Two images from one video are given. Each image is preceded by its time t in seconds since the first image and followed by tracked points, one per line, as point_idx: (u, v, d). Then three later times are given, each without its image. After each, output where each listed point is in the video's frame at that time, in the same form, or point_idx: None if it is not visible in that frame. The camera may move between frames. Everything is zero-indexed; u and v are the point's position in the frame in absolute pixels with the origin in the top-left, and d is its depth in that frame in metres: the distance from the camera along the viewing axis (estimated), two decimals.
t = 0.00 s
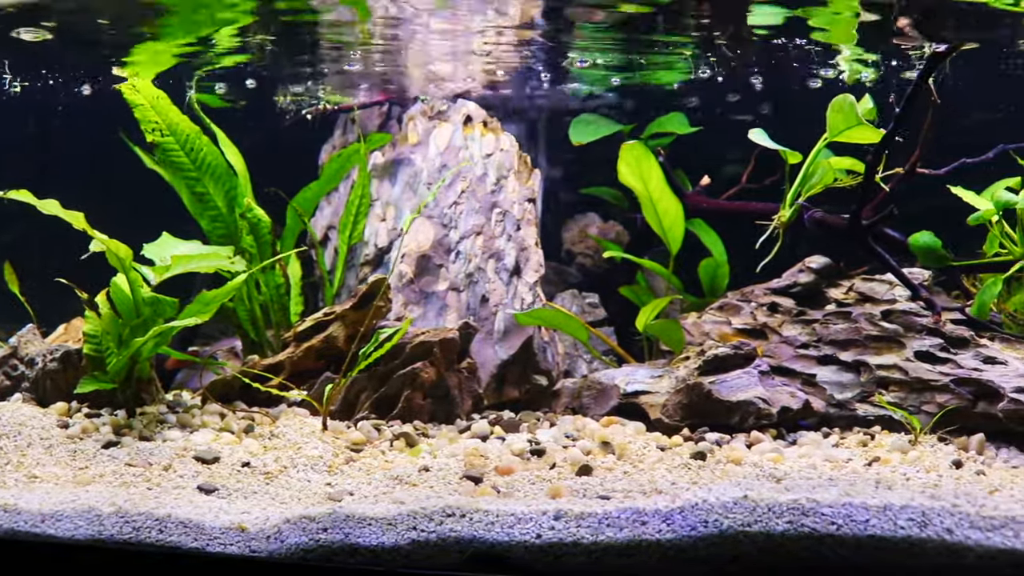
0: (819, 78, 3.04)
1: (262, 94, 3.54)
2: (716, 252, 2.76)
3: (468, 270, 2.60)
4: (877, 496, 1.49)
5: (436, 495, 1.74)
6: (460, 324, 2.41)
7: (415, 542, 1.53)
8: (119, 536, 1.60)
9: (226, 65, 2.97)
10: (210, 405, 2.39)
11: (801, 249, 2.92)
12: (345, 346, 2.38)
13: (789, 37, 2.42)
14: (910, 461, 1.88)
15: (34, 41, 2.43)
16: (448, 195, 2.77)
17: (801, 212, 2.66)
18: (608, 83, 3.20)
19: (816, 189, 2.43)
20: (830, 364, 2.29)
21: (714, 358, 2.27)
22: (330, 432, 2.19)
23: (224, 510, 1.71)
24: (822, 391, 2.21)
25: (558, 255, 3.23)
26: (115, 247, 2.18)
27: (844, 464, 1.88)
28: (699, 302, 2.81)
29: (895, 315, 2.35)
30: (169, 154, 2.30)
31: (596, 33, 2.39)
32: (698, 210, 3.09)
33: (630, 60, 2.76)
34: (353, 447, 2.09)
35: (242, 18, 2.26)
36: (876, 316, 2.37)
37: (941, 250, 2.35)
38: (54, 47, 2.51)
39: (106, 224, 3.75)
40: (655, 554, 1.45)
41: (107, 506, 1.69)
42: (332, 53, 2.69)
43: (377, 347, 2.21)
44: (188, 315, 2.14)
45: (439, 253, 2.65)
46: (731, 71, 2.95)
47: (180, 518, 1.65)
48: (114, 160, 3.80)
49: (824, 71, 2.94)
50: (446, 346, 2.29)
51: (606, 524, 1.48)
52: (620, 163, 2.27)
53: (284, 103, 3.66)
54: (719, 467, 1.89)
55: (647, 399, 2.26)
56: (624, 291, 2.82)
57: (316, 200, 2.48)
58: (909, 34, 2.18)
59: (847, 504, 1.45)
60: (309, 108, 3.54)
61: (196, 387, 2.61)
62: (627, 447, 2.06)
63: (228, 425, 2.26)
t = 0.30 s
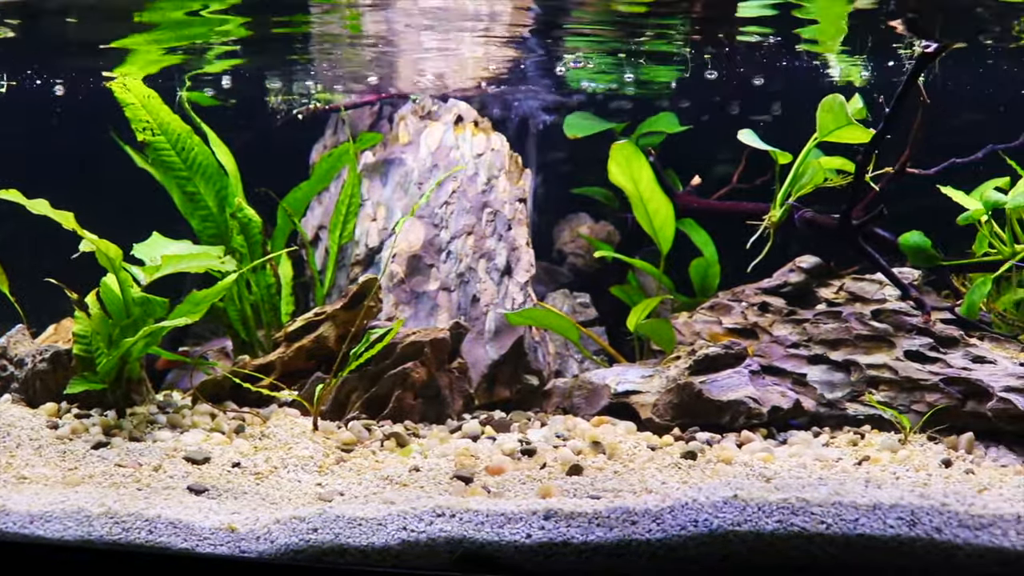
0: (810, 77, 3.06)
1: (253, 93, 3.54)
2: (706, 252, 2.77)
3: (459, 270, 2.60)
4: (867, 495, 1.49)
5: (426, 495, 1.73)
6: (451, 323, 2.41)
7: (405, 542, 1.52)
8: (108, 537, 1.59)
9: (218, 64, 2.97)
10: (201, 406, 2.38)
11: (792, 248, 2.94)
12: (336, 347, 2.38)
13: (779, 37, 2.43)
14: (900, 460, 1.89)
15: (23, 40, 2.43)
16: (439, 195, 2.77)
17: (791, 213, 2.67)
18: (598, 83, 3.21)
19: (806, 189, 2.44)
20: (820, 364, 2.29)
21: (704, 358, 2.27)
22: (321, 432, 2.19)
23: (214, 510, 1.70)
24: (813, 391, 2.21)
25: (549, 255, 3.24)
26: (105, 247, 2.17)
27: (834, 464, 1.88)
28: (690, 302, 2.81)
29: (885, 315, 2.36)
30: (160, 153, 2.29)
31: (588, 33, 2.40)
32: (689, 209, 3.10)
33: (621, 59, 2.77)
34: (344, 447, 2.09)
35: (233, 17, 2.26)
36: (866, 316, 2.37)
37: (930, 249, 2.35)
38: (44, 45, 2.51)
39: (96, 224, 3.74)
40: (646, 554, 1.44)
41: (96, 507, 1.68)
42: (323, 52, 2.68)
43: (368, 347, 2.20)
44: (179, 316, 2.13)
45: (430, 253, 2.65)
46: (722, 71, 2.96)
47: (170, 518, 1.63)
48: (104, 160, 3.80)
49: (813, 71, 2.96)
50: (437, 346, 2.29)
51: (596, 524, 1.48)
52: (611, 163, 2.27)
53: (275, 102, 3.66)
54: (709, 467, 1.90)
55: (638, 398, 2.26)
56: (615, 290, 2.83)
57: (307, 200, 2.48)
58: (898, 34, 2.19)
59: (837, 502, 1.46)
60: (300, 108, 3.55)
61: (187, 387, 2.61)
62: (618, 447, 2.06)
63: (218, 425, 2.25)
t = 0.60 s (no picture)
0: (801, 77, 3.07)
1: (245, 93, 3.54)
2: (699, 253, 2.76)
3: (450, 270, 2.60)
4: (857, 495, 1.49)
5: (416, 495, 1.73)
6: (442, 323, 2.40)
7: (396, 542, 1.52)
8: (98, 537, 1.58)
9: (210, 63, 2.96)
10: (192, 406, 2.38)
11: (784, 247, 2.95)
12: (327, 347, 2.38)
13: (770, 37, 2.43)
14: (890, 459, 1.89)
15: (12, 39, 2.42)
16: (431, 195, 2.77)
17: (783, 213, 2.68)
18: (590, 83, 3.22)
19: (797, 189, 2.45)
20: (811, 364, 2.29)
21: (695, 358, 2.27)
22: (312, 432, 2.18)
23: (205, 511, 1.69)
24: (804, 390, 2.22)
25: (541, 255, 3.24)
26: (96, 247, 2.16)
27: (825, 463, 1.88)
28: (682, 302, 2.82)
29: (876, 315, 2.37)
30: (150, 153, 2.29)
31: (580, 34, 2.40)
32: (682, 210, 3.08)
33: (611, 59, 2.77)
34: (335, 447, 2.09)
35: (225, 16, 2.25)
36: (857, 315, 2.38)
37: (921, 249, 2.35)
38: (34, 44, 2.50)
39: (86, 224, 3.73)
40: (637, 554, 1.44)
41: (86, 507, 1.67)
42: (314, 52, 2.68)
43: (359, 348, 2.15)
44: (169, 316, 2.12)
45: (421, 253, 2.65)
46: (713, 70, 2.97)
47: (160, 519, 1.63)
48: (94, 160, 3.79)
49: (805, 70, 2.97)
50: (428, 346, 2.29)
51: (587, 523, 1.48)
52: (602, 163, 2.28)
53: (266, 102, 3.66)
54: (700, 467, 1.90)
55: (629, 398, 2.26)
56: (607, 290, 2.83)
57: (298, 200, 2.48)
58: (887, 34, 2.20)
59: (828, 502, 1.46)
60: (292, 108, 3.55)
61: (178, 388, 2.61)
62: (609, 447, 2.06)
63: (210, 425, 2.25)
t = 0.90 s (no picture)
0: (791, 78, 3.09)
1: (236, 93, 3.54)
2: (690, 252, 2.80)
3: (442, 270, 2.61)
4: (846, 494, 1.49)
5: (407, 495, 1.73)
6: (433, 323, 2.40)
7: (387, 542, 1.51)
8: (88, 539, 1.57)
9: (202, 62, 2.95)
10: (183, 406, 2.37)
11: (775, 247, 2.95)
12: (318, 347, 2.38)
13: (761, 37, 2.44)
14: (880, 459, 1.90)
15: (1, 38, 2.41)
16: (422, 195, 2.77)
17: (773, 213, 2.70)
18: (582, 83, 3.22)
19: (788, 190, 2.47)
20: (802, 364, 2.30)
21: (686, 358, 2.27)
22: (303, 433, 2.18)
23: (195, 511, 1.68)
24: (795, 390, 2.21)
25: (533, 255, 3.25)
26: (86, 247, 2.15)
27: (815, 462, 1.88)
28: (673, 302, 2.83)
29: (867, 314, 2.38)
30: (141, 153, 2.28)
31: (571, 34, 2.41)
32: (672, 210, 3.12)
33: (603, 59, 2.78)
34: (326, 447, 2.09)
35: (216, 16, 2.25)
36: (848, 315, 2.39)
37: (912, 249, 2.37)
38: (24, 43, 2.49)
39: (76, 224, 3.72)
40: (627, 553, 1.44)
41: (76, 508, 1.65)
42: (306, 52, 2.68)
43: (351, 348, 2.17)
44: (160, 316, 2.11)
45: (413, 253, 2.65)
46: (704, 71, 2.98)
47: (150, 519, 1.62)
48: (84, 159, 3.77)
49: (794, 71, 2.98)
50: (419, 346, 2.29)
51: (577, 523, 1.47)
52: (593, 163, 2.28)
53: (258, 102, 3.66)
54: (691, 467, 1.89)
55: (621, 398, 2.26)
56: (598, 290, 2.83)
57: (289, 200, 2.49)
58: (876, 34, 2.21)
59: (817, 501, 1.46)
60: (283, 108, 3.55)
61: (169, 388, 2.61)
62: (600, 447, 2.07)
63: (200, 426, 2.25)
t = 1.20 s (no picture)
0: (783, 78, 3.10)
1: (228, 92, 3.54)
2: (682, 253, 2.78)
3: (433, 270, 2.61)
4: (837, 493, 1.49)
5: (398, 495, 1.73)
6: (425, 323, 2.41)
7: (378, 542, 1.51)
8: (78, 540, 1.56)
9: (194, 62, 2.95)
10: (174, 407, 2.37)
11: (766, 247, 2.96)
12: (310, 347, 2.37)
13: (751, 37, 2.45)
14: (871, 458, 1.90)
15: None
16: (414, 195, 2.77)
17: (766, 212, 2.70)
18: (574, 83, 3.23)
19: (779, 189, 2.47)
20: (793, 363, 2.30)
21: (677, 358, 2.28)
22: (294, 433, 2.18)
23: (186, 512, 1.68)
24: (786, 390, 2.22)
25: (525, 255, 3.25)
26: (77, 247, 2.15)
27: (807, 461, 1.89)
28: (665, 301, 2.83)
29: (858, 314, 2.38)
30: (132, 153, 2.28)
31: (563, 34, 2.42)
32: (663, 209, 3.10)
33: (595, 59, 2.78)
34: (318, 448, 2.08)
35: (207, 16, 2.25)
36: (839, 315, 2.40)
37: (902, 249, 2.38)
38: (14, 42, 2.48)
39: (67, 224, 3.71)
40: (618, 553, 1.44)
41: (66, 509, 1.64)
42: (298, 52, 2.68)
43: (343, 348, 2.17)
44: (151, 316, 2.11)
45: (404, 253, 2.65)
46: (696, 70, 2.99)
47: (140, 520, 1.61)
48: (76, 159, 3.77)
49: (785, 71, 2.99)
50: (411, 346, 2.29)
51: (569, 523, 1.47)
52: (584, 163, 2.28)
53: (250, 102, 3.66)
54: (682, 466, 1.90)
55: (612, 397, 2.26)
56: (590, 290, 2.84)
57: (281, 200, 2.48)
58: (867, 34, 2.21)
59: (808, 500, 1.46)
60: (275, 108, 3.55)
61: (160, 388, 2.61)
62: (591, 447, 2.07)
63: (192, 426, 2.24)
